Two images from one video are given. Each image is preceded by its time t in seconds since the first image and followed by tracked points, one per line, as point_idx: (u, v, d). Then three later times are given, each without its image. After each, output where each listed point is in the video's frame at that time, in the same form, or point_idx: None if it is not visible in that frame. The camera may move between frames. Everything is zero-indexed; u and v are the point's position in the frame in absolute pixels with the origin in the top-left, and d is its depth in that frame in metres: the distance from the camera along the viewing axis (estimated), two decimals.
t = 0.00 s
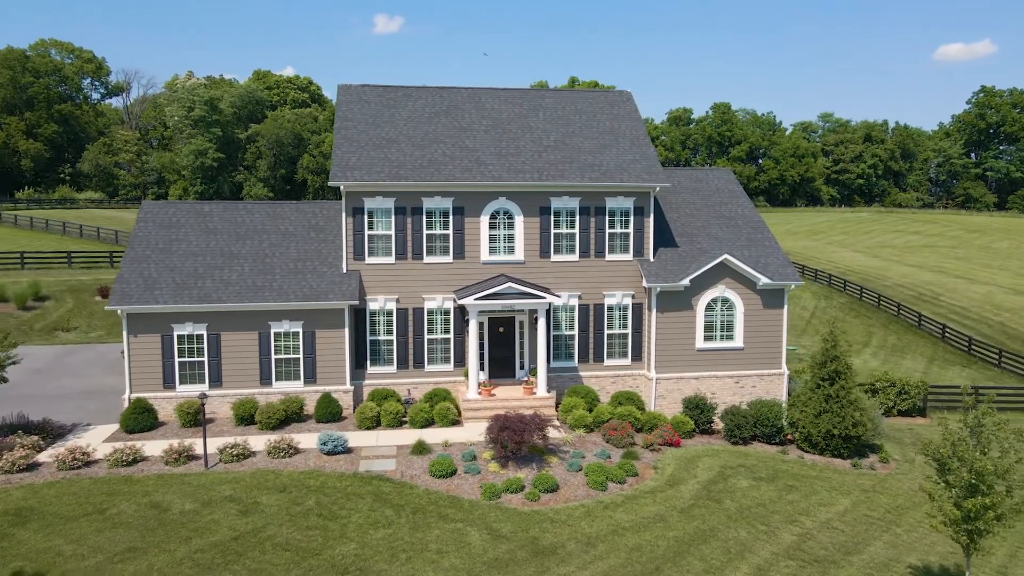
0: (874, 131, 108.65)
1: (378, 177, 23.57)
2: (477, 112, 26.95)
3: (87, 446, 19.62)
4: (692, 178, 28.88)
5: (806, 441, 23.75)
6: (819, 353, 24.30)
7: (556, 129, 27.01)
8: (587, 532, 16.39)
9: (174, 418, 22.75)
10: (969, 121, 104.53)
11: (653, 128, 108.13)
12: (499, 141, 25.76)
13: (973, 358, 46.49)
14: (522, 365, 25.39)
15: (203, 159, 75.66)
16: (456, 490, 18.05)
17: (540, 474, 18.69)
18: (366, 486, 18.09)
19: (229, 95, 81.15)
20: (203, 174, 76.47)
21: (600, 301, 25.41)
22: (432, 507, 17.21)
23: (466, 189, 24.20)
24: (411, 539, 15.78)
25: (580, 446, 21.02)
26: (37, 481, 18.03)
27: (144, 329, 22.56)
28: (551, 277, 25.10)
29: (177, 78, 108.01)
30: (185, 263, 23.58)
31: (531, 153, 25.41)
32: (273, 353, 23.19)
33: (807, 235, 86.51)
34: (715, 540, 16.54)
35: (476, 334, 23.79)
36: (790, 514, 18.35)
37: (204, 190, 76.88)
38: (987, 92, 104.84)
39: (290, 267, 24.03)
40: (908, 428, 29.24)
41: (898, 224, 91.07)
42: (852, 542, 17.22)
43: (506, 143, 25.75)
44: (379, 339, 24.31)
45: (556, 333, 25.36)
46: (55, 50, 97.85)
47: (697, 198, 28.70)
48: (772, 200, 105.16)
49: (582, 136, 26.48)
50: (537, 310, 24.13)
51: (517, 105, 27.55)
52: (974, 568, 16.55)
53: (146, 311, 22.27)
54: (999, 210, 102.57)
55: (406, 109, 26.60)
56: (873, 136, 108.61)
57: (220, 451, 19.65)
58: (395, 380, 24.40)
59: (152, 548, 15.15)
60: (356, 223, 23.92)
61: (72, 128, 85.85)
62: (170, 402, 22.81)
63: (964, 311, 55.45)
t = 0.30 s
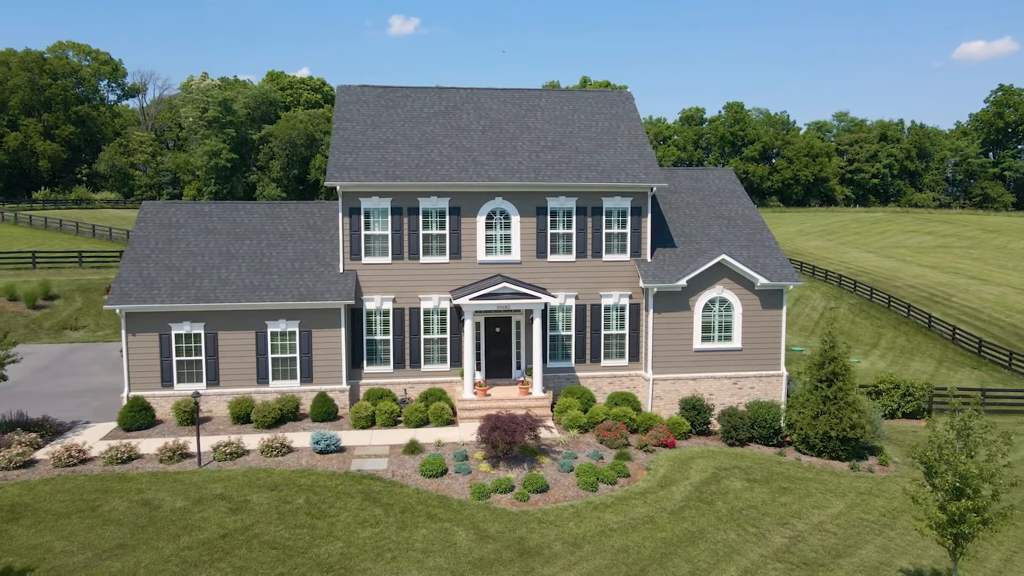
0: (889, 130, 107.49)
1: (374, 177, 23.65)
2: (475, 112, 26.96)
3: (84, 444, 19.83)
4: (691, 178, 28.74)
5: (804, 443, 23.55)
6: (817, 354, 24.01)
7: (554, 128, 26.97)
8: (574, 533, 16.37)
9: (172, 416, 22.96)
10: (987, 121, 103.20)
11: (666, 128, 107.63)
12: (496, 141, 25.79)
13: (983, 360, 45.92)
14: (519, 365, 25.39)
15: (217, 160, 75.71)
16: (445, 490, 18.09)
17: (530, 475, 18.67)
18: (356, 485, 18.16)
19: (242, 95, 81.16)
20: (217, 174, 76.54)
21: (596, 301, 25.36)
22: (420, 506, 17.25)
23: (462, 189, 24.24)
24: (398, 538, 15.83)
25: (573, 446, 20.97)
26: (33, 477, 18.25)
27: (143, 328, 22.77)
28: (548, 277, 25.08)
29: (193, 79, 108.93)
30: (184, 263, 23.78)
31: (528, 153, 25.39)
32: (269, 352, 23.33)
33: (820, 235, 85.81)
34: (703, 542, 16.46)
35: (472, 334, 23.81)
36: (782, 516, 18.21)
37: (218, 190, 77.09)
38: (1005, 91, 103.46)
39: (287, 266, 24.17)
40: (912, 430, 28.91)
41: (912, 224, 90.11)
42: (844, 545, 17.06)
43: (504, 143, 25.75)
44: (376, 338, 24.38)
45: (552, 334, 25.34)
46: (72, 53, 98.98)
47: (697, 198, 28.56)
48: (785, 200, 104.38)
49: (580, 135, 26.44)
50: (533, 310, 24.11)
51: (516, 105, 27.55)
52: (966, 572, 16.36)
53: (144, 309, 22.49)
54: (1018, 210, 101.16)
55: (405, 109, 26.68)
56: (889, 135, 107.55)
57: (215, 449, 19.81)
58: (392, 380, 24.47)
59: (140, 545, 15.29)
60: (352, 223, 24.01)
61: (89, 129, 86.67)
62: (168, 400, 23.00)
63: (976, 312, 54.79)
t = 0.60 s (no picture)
0: (905, 130, 106.31)
1: (370, 177, 23.74)
2: (473, 113, 27.00)
3: (81, 441, 20.06)
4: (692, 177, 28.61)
5: (802, 445, 23.34)
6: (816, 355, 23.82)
7: (552, 128, 26.95)
8: (561, 533, 16.35)
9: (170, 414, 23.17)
10: (1005, 119, 101.76)
11: (678, 127, 107.09)
12: (494, 141, 25.82)
13: (994, 362, 45.32)
14: (516, 365, 25.39)
15: (231, 160, 75.77)
16: (435, 490, 18.12)
17: (520, 475, 18.67)
18: (347, 484, 18.24)
19: (256, 95, 81.18)
20: (231, 175, 76.67)
21: (594, 302, 25.31)
22: (409, 506, 17.30)
23: (459, 189, 24.27)
24: (385, 537, 15.88)
25: (566, 447, 20.97)
26: (30, 474, 18.49)
27: (142, 327, 23.00)
28: (545, 277, 25.07)
29: (209, 81, 109.72)
30: (183, 263, 23.99)
31: (525, 154, 25.39)
32: (267, 351, 23.50)
33: (833, 236, 85.08)
34: (691, 544, 16.38)
35: (468, 334, 23.85)
36: (774, 519, 18.09)
37: (232, 190, 77.27)
38: None
39: (285, 266, 24.30)
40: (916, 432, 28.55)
41: (928, 224, 89.06)
42: (835, 548, 16.88)
43: (501, 143, 25.77)
44: (373, 338, 24.49)
45: (549, 334, 25.31)
46: (90, 55, 100.11)
47: (697, 198, 28.43)
48: (798, 200, 103.54)
49: (578, 135, 26.39)
50: (529, 310, 24.11)
51: (515, 106, 27.54)
52: None
53: (143, 308, 22.71)
54: None
55: (403, 110, 26.76)
56: (905, 134, 106.42)
57: (209, 447, 19.97)
58: (389, 379, 24.56)
59: (130, 542, 15.43)
60: (349, 223, 24.12)
61: (106, 130, 87.29)
62: (166, 399, 23.21)
63: (989, 314, 54.06)
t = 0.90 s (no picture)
0: (922, 129, 105.06)
1: (367, 178, 23.83)
2: (472, 113, 27.02)
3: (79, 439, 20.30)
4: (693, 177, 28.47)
5: (800, 447, 23.13)
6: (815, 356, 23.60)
7: (551, 128, 26.92)
8: (549, 534, 16.33)
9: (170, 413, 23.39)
10: None
11: (692, 127, 106.49)
12: (492, 141, 25.83)
13: (1006, 364, 44.66)
14: (513, 365, 25.39)
15: (246, 161, 75.73)
16: (426, 489, 18.14)
17: (512, 475, 18.67)
18: (339, 483, 18.32)
19: (269, 95, 81.61)
20: (245, 175, 76.76)
21: (592, 302, 25.25)
22: (399, 505, 17.34)
23: (456, 189, 24.31)
24: (372, 536, 15.93)
25: (560, 447, 20.95)
26: (27, 471, 18.72)
27: (141, 326, 23.23)
28: (542, 277, 25.05)
29: (224, 82, 110.56)
30: (183, 262, 24.20)
31: (523, 154, 25.38)
32: (265, 350, 23.67)
33: (846, 236, 84.27)
34: (680, 546, 16.29)
35: (464, 334, 23.89)
36: (766, 521, 17.95)
37: (246, 190, 76.84)
38: None
39: (284, 266, 24.46)
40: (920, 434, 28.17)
41: (944, 224, 87.93)
42: (827, 551, 16.70)
43: (499, 143, 25.77)
44: (371, 337, 24.59)
45: (547, 334, 25.29)
46: (108, 57, 101.29)
47: (698, 198, 28.29)
48: (813, 200, 102.66)
49: (577, 135, 26.35)
50: (525, 310, 24.10)
51: (514, 106, 27.54)
52: None
53: (143, 308, 22.94)
54: None
55: (402, 110, 26.83)
56: (922, 133, 105.17)
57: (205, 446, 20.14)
58: (386, 378, 24.64)
59: (120, 538, 15.59)
60: (347, 224, 24.25)
61: (123, 132, 88.02)
62: (165, 397, 23.43)
63: (1003, 315, 53.29)
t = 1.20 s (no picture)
0: (940, 128, 103.80)
1: (365, 178, 23.93)
2: (471, 113, 27.06)
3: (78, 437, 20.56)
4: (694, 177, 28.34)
5: (799, 450, 22.93)
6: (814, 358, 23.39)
7: (550, 128, 26.89)
8: (537, 534, 16.31)
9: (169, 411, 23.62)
10: None
11: (707, 127, 105.64)
12: (491, 141, 25.85)
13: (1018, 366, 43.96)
14: (511, 366, 25.38)
15: (260, 161, 75.92)
16: (417, 489, 18.19)
17: (503, 475, 18.69)
18: (331, 482, 18.42)
19: (282, 95, 82.06)
20: (260, 175, 76.76)
21: (590, 302, 25.19)
22: (389, 504, 17.41)
23: (454, 189, 24.34)
24: (361, 535, 16.00)
25: (554, 448, 20.95)
26: (26, 468, 18.98)
27: (142, 325, 23.49)
28: (540, 277, 25.03)
29: (240, 83, 111.39)
30: (183, 262, 24.43)
31: (521, 154, 25.38)
32: (264, 349, 23.85)
33: (860, 236, 83.46)
34: (669, 547, 16.23)
35: (461, 334, 23.94)
36: (759, 524, 17.82)
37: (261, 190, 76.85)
38: None
39: (283, 266, 24.63)
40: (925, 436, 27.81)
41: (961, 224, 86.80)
42: (818, 554, 16.56)
43: (498, 143, 25.79)
44: (369, 337, 24.67)
45: (545, 335, 25.26)
46: (125, 58, 102.36)
47: (699, 198, 28.16)
48: (828, 200, 101.71)
49: (576, 135, 26.31)
50: (522, 310, 24.10)
51: (514, 106, 27.54)
52: None
53: (143, 307, 23.18)
54: None
55: (402, 111, 26.90)
56: (940, 132, 103.92)
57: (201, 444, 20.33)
58: (384, 377, 24.72)
59: (112, 536, 15.75)
60: (345, 223, 24.36)
61: (139, 133, 88.06)
62: (165, 396, 23.65)
63: (1017, 317, 52.49)
